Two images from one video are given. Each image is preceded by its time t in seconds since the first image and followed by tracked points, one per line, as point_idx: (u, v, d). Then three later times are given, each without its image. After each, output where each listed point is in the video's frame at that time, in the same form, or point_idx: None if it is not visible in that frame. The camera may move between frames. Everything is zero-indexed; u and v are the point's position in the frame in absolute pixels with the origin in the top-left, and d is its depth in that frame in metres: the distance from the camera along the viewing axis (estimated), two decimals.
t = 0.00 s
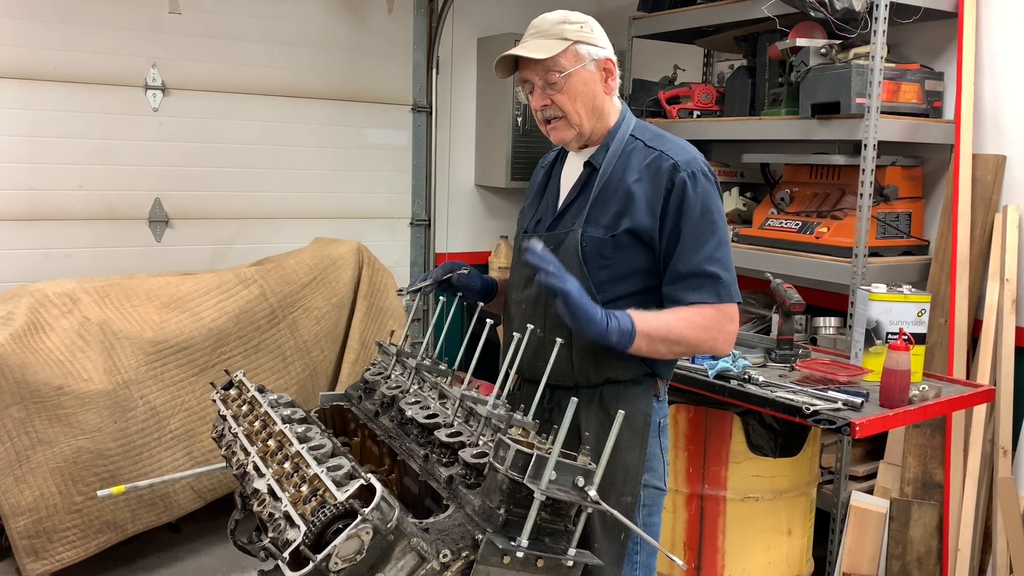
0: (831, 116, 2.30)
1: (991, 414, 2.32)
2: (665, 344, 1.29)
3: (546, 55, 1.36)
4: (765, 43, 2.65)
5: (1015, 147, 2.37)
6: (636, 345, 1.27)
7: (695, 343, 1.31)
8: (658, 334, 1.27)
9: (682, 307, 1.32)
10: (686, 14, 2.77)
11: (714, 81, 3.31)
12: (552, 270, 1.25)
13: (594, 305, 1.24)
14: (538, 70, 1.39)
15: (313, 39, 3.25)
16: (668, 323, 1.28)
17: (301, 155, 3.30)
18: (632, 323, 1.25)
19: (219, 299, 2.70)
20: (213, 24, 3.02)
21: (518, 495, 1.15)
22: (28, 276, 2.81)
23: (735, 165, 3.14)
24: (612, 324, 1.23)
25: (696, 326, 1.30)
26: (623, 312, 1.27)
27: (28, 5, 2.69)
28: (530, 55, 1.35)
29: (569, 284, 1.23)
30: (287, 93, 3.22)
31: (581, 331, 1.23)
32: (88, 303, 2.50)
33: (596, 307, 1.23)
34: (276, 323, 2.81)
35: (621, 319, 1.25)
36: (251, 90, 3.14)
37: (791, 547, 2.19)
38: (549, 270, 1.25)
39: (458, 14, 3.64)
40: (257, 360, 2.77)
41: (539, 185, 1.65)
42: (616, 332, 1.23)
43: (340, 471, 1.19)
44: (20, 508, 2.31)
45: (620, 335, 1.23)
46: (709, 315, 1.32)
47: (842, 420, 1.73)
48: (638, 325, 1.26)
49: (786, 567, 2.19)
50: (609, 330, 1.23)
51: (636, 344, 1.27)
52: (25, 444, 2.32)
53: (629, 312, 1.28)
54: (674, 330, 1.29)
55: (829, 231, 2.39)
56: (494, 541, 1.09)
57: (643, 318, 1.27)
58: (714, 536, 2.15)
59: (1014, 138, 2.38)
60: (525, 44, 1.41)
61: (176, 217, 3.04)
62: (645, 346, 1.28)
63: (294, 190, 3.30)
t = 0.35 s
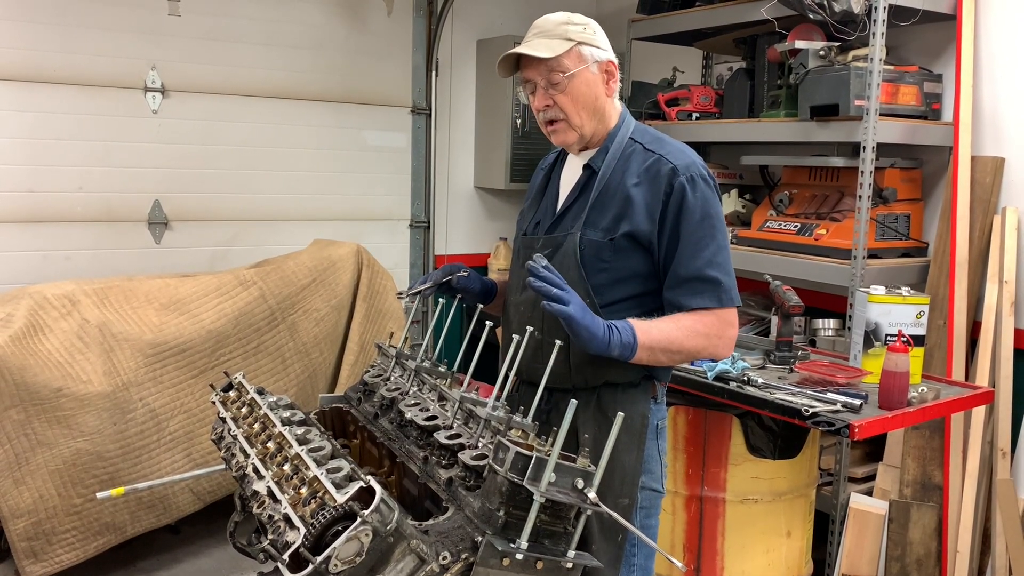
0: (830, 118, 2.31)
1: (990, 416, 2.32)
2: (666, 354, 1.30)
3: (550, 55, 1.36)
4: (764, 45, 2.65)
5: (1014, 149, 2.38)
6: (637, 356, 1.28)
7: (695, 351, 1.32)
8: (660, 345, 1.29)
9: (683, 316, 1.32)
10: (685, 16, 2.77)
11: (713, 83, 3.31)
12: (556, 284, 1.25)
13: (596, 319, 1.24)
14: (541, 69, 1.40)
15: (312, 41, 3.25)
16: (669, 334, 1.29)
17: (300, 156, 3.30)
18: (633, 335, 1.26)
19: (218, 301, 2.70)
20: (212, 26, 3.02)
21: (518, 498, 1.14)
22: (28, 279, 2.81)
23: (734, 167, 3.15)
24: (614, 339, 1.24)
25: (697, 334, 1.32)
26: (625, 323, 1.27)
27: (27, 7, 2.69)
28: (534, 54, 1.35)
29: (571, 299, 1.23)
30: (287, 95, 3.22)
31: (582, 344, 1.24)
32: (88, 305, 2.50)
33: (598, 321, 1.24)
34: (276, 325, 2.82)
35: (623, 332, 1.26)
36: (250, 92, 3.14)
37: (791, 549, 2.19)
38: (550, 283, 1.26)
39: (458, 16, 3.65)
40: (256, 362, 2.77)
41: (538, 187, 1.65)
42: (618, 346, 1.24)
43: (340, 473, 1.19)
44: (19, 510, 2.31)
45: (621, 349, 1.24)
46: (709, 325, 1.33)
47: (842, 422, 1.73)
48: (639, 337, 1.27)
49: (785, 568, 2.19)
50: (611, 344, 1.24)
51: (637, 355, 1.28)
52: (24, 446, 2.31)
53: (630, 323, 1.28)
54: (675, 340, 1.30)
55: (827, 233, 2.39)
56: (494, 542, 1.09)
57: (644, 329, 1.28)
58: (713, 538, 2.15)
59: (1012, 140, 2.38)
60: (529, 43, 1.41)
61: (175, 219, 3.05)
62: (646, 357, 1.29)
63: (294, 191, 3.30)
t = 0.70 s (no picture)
0: (829, 120, 2.31)
1: (990, 418, 2.32)
2: (666, 334, 1.30)
3: (543, 63, 1.37)
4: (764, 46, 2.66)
5: (1013, 150, 2.38)
6: (637, 328, 1.28)
7: (694, 339, 1.31)
8: (660, 323, 1.29)
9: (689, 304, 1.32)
10: (684, 18, 2.78)
11: (712, 84, 3.32)
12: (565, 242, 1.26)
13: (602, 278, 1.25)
14: (536, 76, 1.40)
15: (312, 42, 3.25)
16: (671, 314, 1.29)
17: (300, 158, 3.30)
18: (637, 306, 1.27)
19: (218, 302, 2.70)
20: (212, 28, 3.03)
21: (517, 499, 1.14)
22: (27, 280, 2.81)
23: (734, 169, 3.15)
24: (618, 302, 1.25)
25: (698, 322, 1.31)
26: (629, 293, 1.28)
27: (27, 9, 2.69)
28: (526, 64, 1.36)
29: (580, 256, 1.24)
30: (287, 96, 3.22)
31: (586, 305, 1.24)
32: (87, 306, 2.50)
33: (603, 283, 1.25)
34: (275, 326, 2.81)
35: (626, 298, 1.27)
36: (250, 93, 3.14)
37: (791, 550, 2.19)
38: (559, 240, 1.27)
39: (457, 18, 3.65)
40: (256, 363, 2.77)
41: (538, 189, 1.65)
42: (620, 312, 1.25)
43: (340, 474, 1.19)
44: (18, 512, 2.31)
45: (623, 315, 1.25)
46: (711, 320, 1.32)
47: (841, 423, 1.73)
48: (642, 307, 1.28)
49: (785, 570, 2.19)
50: (614, 308, 1.24)
51: (636, 328, 1.29)
52: (23, 447, 2.31)
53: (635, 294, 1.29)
54: (676, 322, 1.29)
55: (827, 234, 2.40)
56: (493, 544, 1.09)
57: (649, 304, 1.28)
58: (713, 539, 2.15)
59: (1011, 141, 2.39)
60: (524, 49, 1.41)
61: (175, 220, 3.05)
62: (645, 331, 1.29)
63: (293, 193, 3.30)
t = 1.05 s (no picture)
0: (829, 120, 2.31)
1: (990, 418, 2.32)
2: (665, 350, 1.30)
3: (547, 56, 1.36)
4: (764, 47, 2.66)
5: (1013, 151, 2.38)
6: (635, 350, 1.29)
7: (694, 349, 1.32)
8: (658, 341, 1.29)
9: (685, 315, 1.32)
10: (684, 18, 2.78)
11: (713, 85, 3.32)
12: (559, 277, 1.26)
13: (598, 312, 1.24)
14: (539, 70, 1.40)
15: (312, 42, 3.25)
16: (669, 330, 1.29)
17: (300, 158, 3.30)
18: (633, 329, 1.27)
19: (218, 302, 2.70)
20: (212, 28, 3.03)
21: (517, 500, 1.14)
22: (28, 280, 2.81)
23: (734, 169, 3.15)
24: (615, 331, 1.24)
25: (697, 332, 1.31)
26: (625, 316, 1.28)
27: (27, 9, 2.69)
28: (531, 56, 1.36)
29: (575, 292, 1.24)
30: (287, 96, 3.22)
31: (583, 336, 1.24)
32: (87, 306, 2.50)
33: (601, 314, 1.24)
34: (275, 326, 2.81)
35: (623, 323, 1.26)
36: (250, 93, 3.14)
37: (791, 551, 2.19)
38: (552, 278, 1.26)
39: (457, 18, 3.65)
40: (255, 363, 2.77)
41: (536, 189, 1.65)
42: (617, 340, 1.24)
43: (339, 475, 1.19)
44: (18, 512, 2.31)
45: (620, 342, 1.25)
46: (709, 326, 1.32)
47: (841, 424, 1.72)
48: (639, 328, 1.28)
49: (785, 571, 2.19)
50: (610, 336, 1.24)
51: (635, 349, 1.29)
52: (23, 447, 2.31)
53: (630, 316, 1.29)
54: (675, 336, 1.29)
55: (827, 234, 2.40)
56: (493, 544, 1.09)
57: (644, 324, 1.28)
58: (713, 540, 2.15)
59: (1011, 142, 2.38)
60: (529, 43, 1.41)
61: (175, 220, 3.05)
62: (644, 351, 1.30)
63: (294, 193, 3.30)
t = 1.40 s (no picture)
0: (829, 120, 2.31)
1: (990, 419, 2.32)
2: (667, 354, 1.30)
3: (546, 58, 1.37)
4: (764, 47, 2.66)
5: (1013, 152, 2.38)
6: (639, 354, 1.28)
7: (696, 351, 1.31)
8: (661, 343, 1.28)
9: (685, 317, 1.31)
10: (684, 18, 2.78)
11: (713, 85, 3.32)
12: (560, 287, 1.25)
13: (600, 319, 1.23)
14: (539, 71, 1.40)
15: (313, 42, 3.25)
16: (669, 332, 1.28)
17: (300, 158, 3.30)
18: (637, 333, 1.26)
19: (218, 302, 2.70)
20: (213, 28, 3.03)
21: (517, 500, 1.14)
22: (28, 280, 2.81)
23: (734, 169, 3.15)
24: (618, 336, 1.24)
25: (698, 334, 1.31)
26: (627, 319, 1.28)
27: (27, 9, 2.69)
28: (531, 58, 1.36)
29: (577, 301, 1.22)
30: (288, 96, 3.23)
31: (587, 343, 1.24)
32: (88, 306, 2.50)
33: (603, 320, 1.23)
34: (275, 326, 2.81)
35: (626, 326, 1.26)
36: (250, 93, 3.14)
37: (791, 551, 2.18)
38: (552, 287, 1.25)
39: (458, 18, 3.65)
40: (255, 363, 2.77)
41: (537, 189, 1.65)
42: (621, 345, 1.24)
43: (340, 475, 1.19)
44: (18, 512, 2.31)
45: (624, 347, 1.24)
46: (710, 327, 1.32)
47: (841, 424, 1.72)
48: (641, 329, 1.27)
49: (785, 571, 2.18)
50: (615, 341, 1.23)
51: (639, 354, 1.28)
52: (23, 447, 2.31)
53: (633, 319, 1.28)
54: (677, 338, 1.29)
55: (827, 235, 2.40)
56: (494, 545, 1.09)
57: (648, 328, 1.27)
58: (713, 540, 2.15)
59: (1011, 142, 2.39)
60: (529, 44, 1.41)
61: (176, 220, 3.05)
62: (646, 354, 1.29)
63: (294, 193, 3.30)
